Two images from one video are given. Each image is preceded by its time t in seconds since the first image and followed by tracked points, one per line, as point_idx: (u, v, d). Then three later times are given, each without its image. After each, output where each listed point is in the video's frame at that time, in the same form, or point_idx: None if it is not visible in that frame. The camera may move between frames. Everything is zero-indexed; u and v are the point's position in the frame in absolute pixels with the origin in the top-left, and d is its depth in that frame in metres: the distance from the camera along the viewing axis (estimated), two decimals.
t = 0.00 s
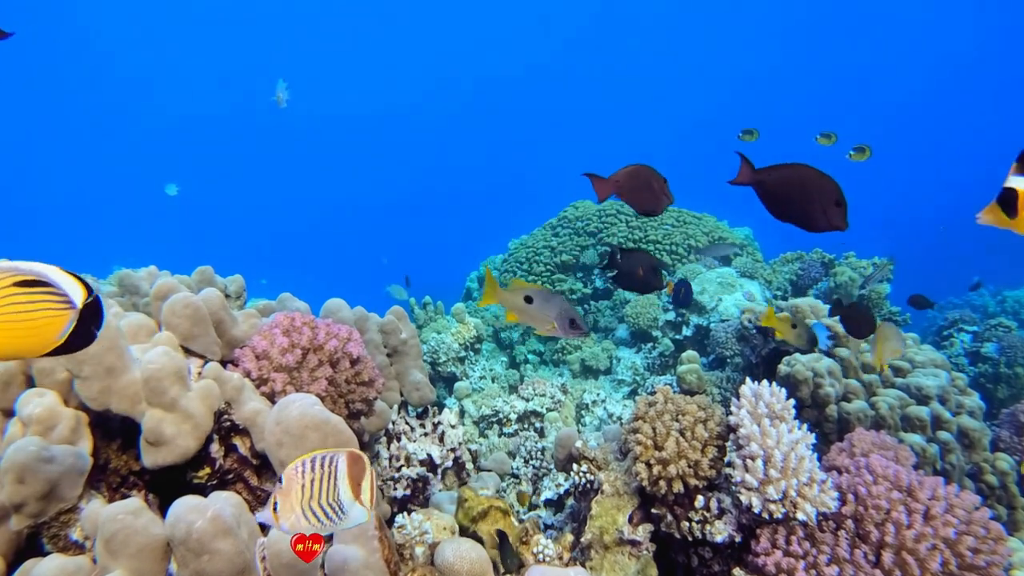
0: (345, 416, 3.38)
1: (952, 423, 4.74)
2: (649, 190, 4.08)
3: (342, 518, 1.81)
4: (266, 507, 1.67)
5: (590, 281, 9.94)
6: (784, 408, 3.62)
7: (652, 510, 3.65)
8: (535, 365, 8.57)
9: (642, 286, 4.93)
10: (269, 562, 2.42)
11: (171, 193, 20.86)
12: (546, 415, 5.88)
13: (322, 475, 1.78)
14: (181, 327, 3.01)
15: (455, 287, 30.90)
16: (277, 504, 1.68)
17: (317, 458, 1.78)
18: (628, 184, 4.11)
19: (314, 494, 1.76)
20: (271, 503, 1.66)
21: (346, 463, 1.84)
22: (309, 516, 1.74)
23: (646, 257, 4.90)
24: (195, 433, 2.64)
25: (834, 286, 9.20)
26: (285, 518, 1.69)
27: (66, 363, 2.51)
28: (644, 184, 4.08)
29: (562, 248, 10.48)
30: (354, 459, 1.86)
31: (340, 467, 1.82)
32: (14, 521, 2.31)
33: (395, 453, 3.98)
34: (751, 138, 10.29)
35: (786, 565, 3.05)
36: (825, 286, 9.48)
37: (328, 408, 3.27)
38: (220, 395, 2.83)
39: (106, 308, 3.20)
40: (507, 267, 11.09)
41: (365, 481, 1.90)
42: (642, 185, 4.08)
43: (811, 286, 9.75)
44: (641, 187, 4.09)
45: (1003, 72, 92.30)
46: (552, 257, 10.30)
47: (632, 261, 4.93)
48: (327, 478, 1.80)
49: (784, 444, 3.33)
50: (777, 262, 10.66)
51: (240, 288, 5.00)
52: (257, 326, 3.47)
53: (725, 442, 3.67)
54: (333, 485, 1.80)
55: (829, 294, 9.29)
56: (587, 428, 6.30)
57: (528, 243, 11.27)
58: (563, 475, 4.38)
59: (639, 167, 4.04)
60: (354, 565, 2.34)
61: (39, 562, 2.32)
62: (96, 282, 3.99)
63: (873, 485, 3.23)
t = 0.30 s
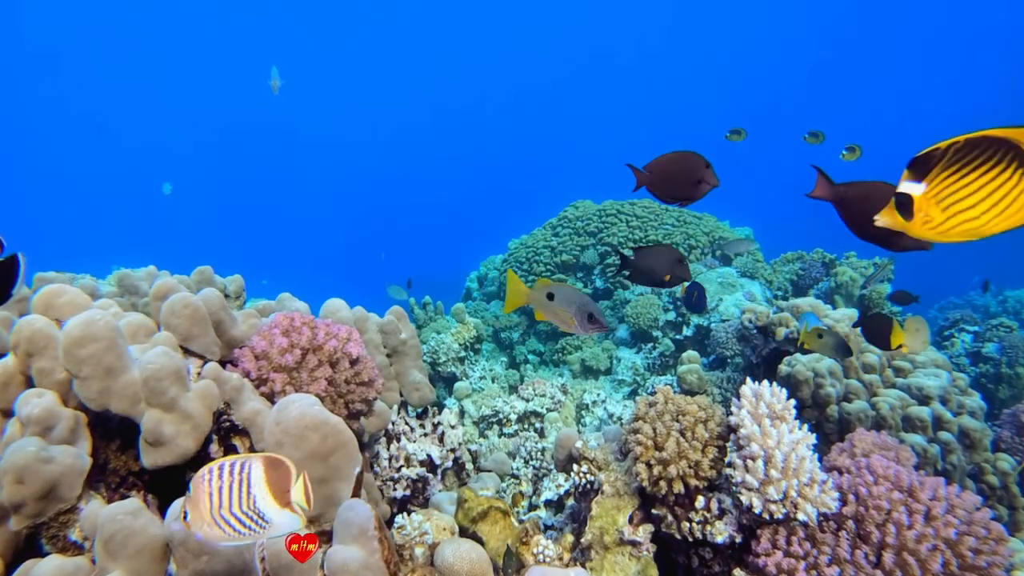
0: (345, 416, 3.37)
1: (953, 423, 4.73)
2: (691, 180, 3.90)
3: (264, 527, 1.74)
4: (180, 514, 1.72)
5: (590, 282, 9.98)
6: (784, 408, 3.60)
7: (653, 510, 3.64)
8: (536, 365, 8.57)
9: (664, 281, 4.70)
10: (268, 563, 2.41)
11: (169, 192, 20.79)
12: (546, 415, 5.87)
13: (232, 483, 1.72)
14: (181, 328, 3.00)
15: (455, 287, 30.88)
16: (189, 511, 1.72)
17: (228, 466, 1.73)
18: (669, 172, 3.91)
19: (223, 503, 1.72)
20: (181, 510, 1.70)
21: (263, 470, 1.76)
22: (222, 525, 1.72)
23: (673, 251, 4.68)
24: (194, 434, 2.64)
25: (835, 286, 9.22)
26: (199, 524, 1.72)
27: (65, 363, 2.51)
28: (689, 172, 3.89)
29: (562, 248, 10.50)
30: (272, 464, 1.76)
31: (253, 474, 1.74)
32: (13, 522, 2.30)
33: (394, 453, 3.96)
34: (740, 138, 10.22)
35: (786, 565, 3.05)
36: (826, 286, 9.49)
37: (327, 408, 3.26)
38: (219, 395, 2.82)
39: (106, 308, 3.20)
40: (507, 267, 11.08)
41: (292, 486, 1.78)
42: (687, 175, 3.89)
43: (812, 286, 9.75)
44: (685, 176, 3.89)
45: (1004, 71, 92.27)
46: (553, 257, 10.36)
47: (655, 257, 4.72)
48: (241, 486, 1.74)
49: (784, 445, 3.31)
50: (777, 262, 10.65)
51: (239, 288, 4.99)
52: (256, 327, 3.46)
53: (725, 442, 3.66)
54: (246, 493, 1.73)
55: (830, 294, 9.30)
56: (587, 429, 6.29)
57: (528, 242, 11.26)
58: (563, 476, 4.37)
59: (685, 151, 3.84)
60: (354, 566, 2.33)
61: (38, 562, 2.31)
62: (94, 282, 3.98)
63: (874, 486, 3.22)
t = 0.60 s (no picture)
0: (344, 416, 3.36)
1: (954, 424, 4.73)
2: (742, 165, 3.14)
3: (160, 542, 1.72)
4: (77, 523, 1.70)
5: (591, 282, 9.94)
6: (785, 408, 3.58)
7: (653, 511, 3.63)
8: (536, 365, 8.58)
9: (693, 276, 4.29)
10: (268, 563, 2.41)
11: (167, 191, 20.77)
12: (546, 415, 5.86)
13: (128, 493, 1.70)
14: (180, 328, 2.99)
15: (455, 287, 30.86)
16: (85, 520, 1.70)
17: (124, 475, 1.71)
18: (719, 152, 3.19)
19: (120, 514, 1.70)
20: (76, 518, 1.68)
21: (160, 481, 1.73)
22: (116, 536, 1.70)
23: (705, 243, 4.27)
24: (193, 434, 2.63)
25: (836, 286, 9.22)
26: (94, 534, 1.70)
27: (64, 363, 2.50)
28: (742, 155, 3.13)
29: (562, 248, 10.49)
30: (171, 475, 1.74)
31: (151, 485, 1.72)
32: (11, 522, 2.30)
33: (394, 453, 3.94)
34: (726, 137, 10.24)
35: (787, 566, 3.04)
36: (828, 286, 9.49)
37: (327, 408, 3.25)
38: (218, 396, 2.81)
39: (105, 309, 3.19)
40: (507, 267, 11.07)
41: (190, 500, 1.76)
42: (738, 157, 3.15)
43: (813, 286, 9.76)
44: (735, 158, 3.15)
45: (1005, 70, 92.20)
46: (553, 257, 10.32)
47: (683, 248, 4.36)
48: (137, 497, 1.71)
49: (785, 445, 3.30)
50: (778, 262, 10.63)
51: (238, 288, 4.98)
52: (256, 327, 3.45)
53: (726, 442, 3.65)
54: (142, 503, 1.71)
55: (831, 294, 9.30)
56: (588, 429, 6.27)
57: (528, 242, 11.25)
58: (563, 477, 4.36)
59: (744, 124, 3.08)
60: (354, 567, 2.33)
61: (37, 563, 2.31)
62: (93, 282, 3.97)
63: (875, 486, 3.21)
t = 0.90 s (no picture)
0: (344, 417, 3.35)
1: (955, 424, 4.72)
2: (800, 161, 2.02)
3: (68, 547, 1.73)
4: None
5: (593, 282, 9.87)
6: (786, 408, 3.58)
7: (654, 512, 3.62)
8: (535, 365, 8.60)
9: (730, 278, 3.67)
10: (267, 564, 2.40)
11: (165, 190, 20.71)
12: (546, 416, 5.86)
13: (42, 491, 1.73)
14: (179, 328, 2.99)
15: (455, 287, 30.84)
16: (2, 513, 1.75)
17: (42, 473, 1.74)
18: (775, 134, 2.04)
19: (32, 512, 1.73)
20: None
21: (74, 485, 1.75)
22: (27, 537, 1.73)
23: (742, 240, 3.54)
24: (192, 434, 2.62)
25: (836, 285, 9.29)
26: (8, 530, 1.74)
27: (63, 363, 2.49)
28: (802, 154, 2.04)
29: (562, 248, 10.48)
30: (86, 481, 1.76)
31: (64, 488, 1.73)
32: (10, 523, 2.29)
33: (394, 453, 3.93)
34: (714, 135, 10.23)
35: (788, 566, 3.04)
36: (828, 286, 9.55)
37: (326, 408, 3.25)
38: (218, 396, 2.81)
39: (104, 308, 3.19)
40: (507, 267, 11.06)
41: (102, 507, 1.78)
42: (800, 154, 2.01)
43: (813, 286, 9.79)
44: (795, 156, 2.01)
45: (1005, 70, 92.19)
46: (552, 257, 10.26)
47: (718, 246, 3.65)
48: (49, 497, 1.74)
49: (786, 446, 3.28)
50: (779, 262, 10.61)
51: (238, 288, 4.97)
52: (255, 326, 3.45)
53: (726, 443, 3.63)
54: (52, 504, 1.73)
55: (832, 294, 9.38)
56: (588, 429, 6.27)
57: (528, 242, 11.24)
58: (564, 477, 4.36)
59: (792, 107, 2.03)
60: (353, 567, 2.32)
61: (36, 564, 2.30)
62: (93, 282, 3.97)
63: (876, 486, 3.20)
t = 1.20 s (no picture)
0: (344, 417, 3.33)
1: (956, 424, 4.71)
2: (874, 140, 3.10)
3: None
4: None
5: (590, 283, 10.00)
6: (786, 408, 3.58)
7: (654, 512, 3.61)
8: (536, 366, 8.65)
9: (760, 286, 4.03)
10: (266, 564, 2.39)
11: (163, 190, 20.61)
12: (546, 416, 5.86)
13: None
14: (178, 328, 2.98)
15: (455, 287, 30.81)
16: None
17: None
18: (858, 111, 3.07)
19: None
20: None
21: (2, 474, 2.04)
22: None
23: (786, 258, 3.89)
24: (191, 434, 2.61)
25: (837, 285, 9.25)
26: None
27: (62, 363, 2.49)
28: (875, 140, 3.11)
29: (562, 248, 10.47)
30: (11, 472, 2.07)
31: None
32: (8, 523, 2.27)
33: (393, 454, 3.91)
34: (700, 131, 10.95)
35: (789, 567, 3.03)
36: (829, 286, 9.52)
37: (326, 408, 3.24)
38: (217, 396, 2.80)
39: (103, 309, 3.18)
40: (507, 267, 11.05)
41: (13, 503, 2.08)
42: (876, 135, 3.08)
43: (813, 286, 9.78)
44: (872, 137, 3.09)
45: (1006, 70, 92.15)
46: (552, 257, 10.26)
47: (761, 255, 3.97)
48: None
49: (786, 446, 3.27)
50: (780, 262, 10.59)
51: (237, 288, 4.96)
52: (254, 326, 3.44)
53: (727, 443, 3.61)
54: None
55: (833, 294, 9.34)
56: (588, 429, 6.27)
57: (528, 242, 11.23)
58: (564, 477, 4.37)
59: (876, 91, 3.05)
60: (353, 568, 2.31)
61: (34, 564, 2.28)
62: (91, 282, 3.96)
63: (877, 487, 3.20)
